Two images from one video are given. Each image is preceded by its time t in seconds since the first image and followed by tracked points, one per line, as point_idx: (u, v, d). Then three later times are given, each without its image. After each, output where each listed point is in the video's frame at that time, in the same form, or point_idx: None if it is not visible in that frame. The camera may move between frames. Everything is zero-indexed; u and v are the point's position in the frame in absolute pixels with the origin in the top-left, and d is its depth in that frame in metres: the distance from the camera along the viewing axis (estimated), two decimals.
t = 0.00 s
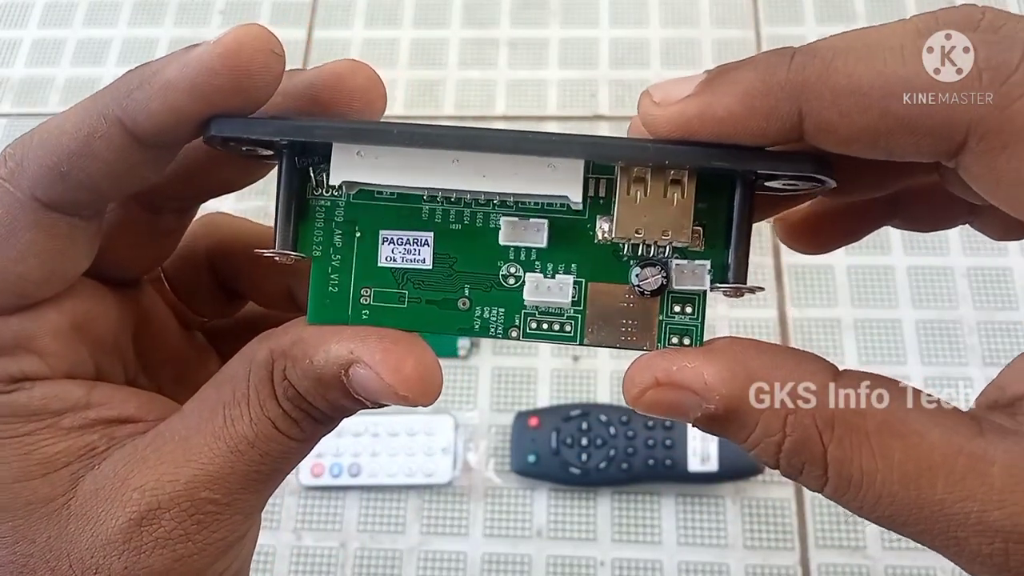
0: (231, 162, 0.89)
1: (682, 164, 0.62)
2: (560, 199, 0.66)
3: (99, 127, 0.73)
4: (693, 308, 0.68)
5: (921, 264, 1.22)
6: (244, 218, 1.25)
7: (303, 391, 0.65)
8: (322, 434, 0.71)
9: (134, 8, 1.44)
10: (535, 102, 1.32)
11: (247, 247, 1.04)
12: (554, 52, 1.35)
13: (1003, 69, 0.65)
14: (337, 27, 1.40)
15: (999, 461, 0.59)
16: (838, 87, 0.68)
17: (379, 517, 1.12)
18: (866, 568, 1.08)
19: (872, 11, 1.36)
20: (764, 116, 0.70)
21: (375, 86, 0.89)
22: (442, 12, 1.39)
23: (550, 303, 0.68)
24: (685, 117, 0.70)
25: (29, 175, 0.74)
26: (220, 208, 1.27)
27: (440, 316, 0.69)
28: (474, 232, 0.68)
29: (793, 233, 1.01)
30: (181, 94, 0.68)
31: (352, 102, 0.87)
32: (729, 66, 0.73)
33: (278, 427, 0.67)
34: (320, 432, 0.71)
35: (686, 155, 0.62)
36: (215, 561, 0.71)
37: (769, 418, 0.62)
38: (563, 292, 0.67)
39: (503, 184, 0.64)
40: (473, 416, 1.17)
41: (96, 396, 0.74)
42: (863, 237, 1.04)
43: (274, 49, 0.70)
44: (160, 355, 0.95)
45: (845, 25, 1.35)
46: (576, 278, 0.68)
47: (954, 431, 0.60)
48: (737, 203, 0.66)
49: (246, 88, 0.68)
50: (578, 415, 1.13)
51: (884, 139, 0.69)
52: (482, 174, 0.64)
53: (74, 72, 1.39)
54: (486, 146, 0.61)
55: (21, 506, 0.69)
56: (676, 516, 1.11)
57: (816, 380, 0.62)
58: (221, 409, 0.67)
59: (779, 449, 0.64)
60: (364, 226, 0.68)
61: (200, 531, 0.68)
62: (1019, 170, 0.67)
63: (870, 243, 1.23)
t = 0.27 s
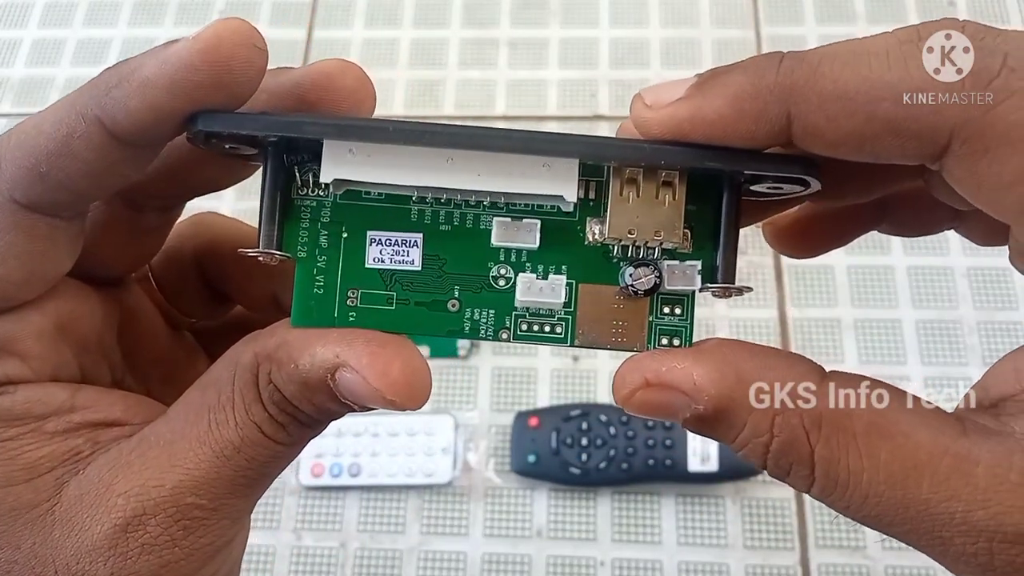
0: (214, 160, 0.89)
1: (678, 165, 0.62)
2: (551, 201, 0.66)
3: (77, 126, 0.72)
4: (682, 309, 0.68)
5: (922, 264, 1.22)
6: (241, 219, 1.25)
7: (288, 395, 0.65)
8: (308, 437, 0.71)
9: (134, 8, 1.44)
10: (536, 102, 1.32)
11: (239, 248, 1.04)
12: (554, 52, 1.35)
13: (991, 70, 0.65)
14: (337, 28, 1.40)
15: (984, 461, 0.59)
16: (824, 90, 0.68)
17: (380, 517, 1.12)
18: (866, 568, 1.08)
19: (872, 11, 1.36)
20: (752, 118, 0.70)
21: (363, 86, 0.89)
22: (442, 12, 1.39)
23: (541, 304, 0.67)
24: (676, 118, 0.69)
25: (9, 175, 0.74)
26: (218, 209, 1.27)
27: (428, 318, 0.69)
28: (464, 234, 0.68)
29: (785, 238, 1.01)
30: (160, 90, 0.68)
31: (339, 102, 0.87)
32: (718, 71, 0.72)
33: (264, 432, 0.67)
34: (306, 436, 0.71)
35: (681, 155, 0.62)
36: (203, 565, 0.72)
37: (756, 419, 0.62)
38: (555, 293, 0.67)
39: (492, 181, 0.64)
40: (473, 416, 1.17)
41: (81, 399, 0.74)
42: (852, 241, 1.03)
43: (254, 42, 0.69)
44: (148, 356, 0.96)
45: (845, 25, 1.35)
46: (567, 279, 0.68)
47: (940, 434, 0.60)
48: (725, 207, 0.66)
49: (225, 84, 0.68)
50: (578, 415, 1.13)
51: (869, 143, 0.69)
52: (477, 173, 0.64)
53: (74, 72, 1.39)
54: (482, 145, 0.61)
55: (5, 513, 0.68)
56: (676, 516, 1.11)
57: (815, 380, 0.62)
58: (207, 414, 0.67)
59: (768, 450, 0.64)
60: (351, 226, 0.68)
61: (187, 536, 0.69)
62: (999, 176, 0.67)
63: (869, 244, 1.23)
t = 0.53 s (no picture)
0: (213, 158, 0.88)
1: (680, 156, 0.62)
2: (553, 195, 0.67)
3: (77, 119, 0.73)
4: (685, 304, 0.68)
5: (922, 264, 1.22)
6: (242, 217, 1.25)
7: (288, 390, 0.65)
8: (309, 433, 0.71)
9: (134, 8, 1.44)
10: (536, 102, 1.32)
11: (241, 244, 1.03)
12: (554, 52, 1.35)
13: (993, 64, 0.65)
14: (337, 28, 1.40)
15: (993, 457, 0.59)
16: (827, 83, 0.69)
17: (380, 517, 1.12)
18: (866, 568, 1.08)
19: (872, 11, 1.36)
20: (756, 111, 0.70)
21: (364, 82, 0.89)
22: (441, 12, 1.39)
23: (544, 299, 0.67)
24: (678, 111, 0.69)
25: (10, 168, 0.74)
26: (220, 207, 1.27)
27: (429, 313, 0.69)
28: (464, 229, 0.68)
29: (788, 232, 1.01)
30: (162, 83, 0.68)
31: (341, 97, 0.87)
32: (721, 64, 0.73)
33: (264, 428, 0.67)
34: (307, 432, 0.71)
35: (683, 146, 0.62)
36: (204, 562, 0.72)
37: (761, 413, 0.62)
38: (557, 288, 0.67)
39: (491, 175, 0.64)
40: (473, 416, 1.17)
41: (82, 395, 0.74)
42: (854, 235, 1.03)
43: (255, 34, 0.70)
44: (148, 352, 0.96)
45: (846, 25, 1.35)
46: (569, 275, 0.68)
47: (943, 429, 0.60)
48: (727, 207, 0.66)
49: (226, 75, 0.68)
50: (578, 415, 1.13)
51: (873, 135, 0.69)
52: (477, 164, 0.64)
53: (74, 72, 1.39)
54: (483, 136, 0.61)
55: (5, 509, 0.68)
56: (676, 516, 1.11)
57: (815, 380, 0.62)
58: (206, 409, 0.67)
59: (773, 447, 0.64)
60: (351, 221, 0.68)
61: (187, 533, 0.69)
62: (1003, 165, 0.66)
63: (869, 243, 1.23)
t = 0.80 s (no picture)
0: (201, 157, 0.88)
1: (676, 152, 0.62)
2: (545, 193, 0.67)
3: (61, 119, 0.73)
4: (682, 304, 0.68)
5: (922, 264, 1.22)
6: (240, 218, 1.25)
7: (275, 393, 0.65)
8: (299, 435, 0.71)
9: (134, 8, 1.44)
10: (535, 102, 1.32)
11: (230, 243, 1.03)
12: (554, 52, 1.35)
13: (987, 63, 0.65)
14: (337, 27, 1.40)
15: (999, 461, 0.59)
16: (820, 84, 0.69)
17: (380, 517, 1.12)
18: (866, 569, 1.08)
19: (871, 10, 1.36)
20: (752, 106, 0.70)
21: (355, 81, 0.89)
22: (442, 12, 1.39)
23: (537, 299, 0.67)
24: (675, 107, 0.69)
25: None
26: (218, 207, 1.27)
27: (418, 312, 0.69)
28: (456, 228, 0.68)
29: (788, 227, 1.01)
30: (146, 81, 0.68)
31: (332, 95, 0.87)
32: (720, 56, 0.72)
33: (252, 432, 0.67)
34: (298, 435, 0.71)
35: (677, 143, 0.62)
36: (197, 565, 0.72)
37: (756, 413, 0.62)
38: (551, 287, 0.67)
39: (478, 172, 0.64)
40: (473, 416, 1.17)
41: (72, 396, 0.74)
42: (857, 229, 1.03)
43: (240, 30, 0.69)
44: (139, 351, 0.96)
45: (846, 24, 1.34)
46: (563, 275, 0.68)
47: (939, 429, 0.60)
48: (724, 205, 0.66)
49: (210, 71, 0.68)
50: (578, 415, 1.13)
51: (872, 130, 0.70)
52: (468, 161, 0.64)
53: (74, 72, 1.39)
54: (472, 132, 0.61)
55: None
56: (676, 516, 1.11)
57: (816, 380, 0.62)
58: (195, 413, 0.67)
59: (772, 451, 0.64)
60: (341, 220, 0.68)
61: (177, 537, 0.69)
62: (1010, 161, 0.66)
63: (869, 243, 1.23)
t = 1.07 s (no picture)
0: (198, 160, 0.88)
1: (678, 155, 0.62)
2: (548, 197, 0.67)
3: (59, 123, 0.72)
4: (685, 309, 0.68)
5: (922, 264, 1.22)
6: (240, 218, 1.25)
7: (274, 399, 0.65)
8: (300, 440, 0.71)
9: (134, 8, 1.44)
10: (535, 102, 1.32)
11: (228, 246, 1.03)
12: (554, 52, 1.35)
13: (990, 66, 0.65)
14: (337, 28, 1.40)
15: (1007, 466, 0.59)
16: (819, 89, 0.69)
17: (380, 517, 1.12)
18: (866, 569, 1.08)
19: (871, 10, 1.36)
20: (757, 109, 0.69)
21: (355, 84, 0.89)
22: (442, 12, 1.39)
23: (540, 304, 0.67)
24: (678, 109, 0.69)
25: None
26: (218, 207, 1.27)
27: (420, 317, 0.69)
28: (457, 233, 0.68)
29: (792, 228, 1.01)
30: (143, 84, 0.68)
31: (332, 99, 0.87)
32: (723, 59, 0.72)
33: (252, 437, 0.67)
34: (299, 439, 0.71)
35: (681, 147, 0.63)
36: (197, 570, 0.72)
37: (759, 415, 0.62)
38: (553, 292, 0.67)
39: (478, 176, 0.64)
40: (473, 416, 1.17)
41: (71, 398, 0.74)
42: (862, 232, 1.03)
43: (239, 35, 0.70)
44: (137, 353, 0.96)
45: (846, 25, 1.34)
46: (566, 279, 0.68)
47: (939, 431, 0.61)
48: (727, 207, 0.66)
49: (209, 76, 0.68)
50: (578, 415, 1.13)
51: (879, 133, 0.70)
52: (470, 165, 0.64)
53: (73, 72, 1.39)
54: (472, 135, 0.62)
55: None
56: (676, 516, 1.11)
57: (814, 380, 0.62)
58: (194, 418, 0.67)
59: (779, 456, 0.64)
60: (341, 224, 0.68)
61: (178, 543, 0.69)
62: (1017, 164, 0.67)
63: (869, 243, 1.23)
